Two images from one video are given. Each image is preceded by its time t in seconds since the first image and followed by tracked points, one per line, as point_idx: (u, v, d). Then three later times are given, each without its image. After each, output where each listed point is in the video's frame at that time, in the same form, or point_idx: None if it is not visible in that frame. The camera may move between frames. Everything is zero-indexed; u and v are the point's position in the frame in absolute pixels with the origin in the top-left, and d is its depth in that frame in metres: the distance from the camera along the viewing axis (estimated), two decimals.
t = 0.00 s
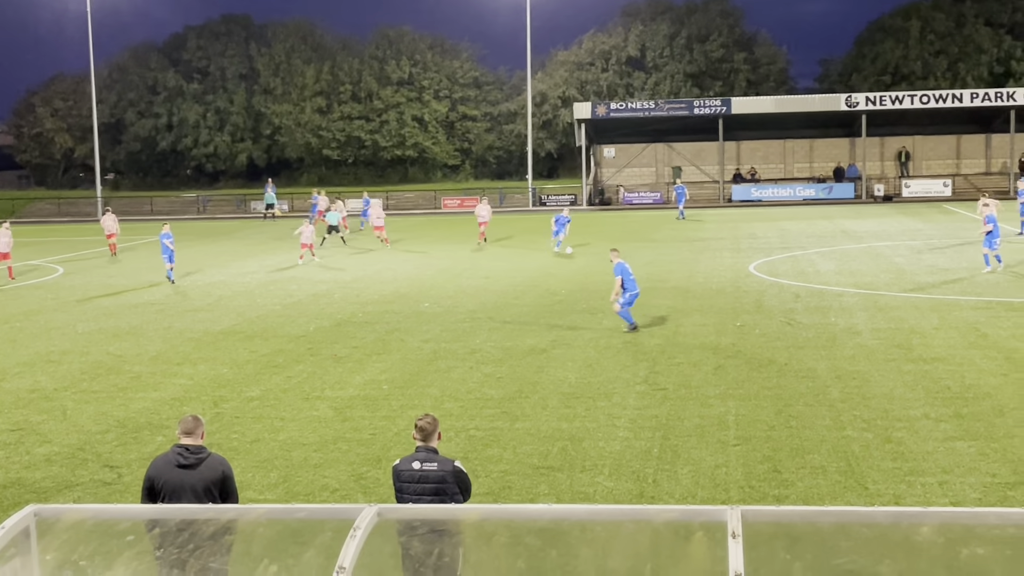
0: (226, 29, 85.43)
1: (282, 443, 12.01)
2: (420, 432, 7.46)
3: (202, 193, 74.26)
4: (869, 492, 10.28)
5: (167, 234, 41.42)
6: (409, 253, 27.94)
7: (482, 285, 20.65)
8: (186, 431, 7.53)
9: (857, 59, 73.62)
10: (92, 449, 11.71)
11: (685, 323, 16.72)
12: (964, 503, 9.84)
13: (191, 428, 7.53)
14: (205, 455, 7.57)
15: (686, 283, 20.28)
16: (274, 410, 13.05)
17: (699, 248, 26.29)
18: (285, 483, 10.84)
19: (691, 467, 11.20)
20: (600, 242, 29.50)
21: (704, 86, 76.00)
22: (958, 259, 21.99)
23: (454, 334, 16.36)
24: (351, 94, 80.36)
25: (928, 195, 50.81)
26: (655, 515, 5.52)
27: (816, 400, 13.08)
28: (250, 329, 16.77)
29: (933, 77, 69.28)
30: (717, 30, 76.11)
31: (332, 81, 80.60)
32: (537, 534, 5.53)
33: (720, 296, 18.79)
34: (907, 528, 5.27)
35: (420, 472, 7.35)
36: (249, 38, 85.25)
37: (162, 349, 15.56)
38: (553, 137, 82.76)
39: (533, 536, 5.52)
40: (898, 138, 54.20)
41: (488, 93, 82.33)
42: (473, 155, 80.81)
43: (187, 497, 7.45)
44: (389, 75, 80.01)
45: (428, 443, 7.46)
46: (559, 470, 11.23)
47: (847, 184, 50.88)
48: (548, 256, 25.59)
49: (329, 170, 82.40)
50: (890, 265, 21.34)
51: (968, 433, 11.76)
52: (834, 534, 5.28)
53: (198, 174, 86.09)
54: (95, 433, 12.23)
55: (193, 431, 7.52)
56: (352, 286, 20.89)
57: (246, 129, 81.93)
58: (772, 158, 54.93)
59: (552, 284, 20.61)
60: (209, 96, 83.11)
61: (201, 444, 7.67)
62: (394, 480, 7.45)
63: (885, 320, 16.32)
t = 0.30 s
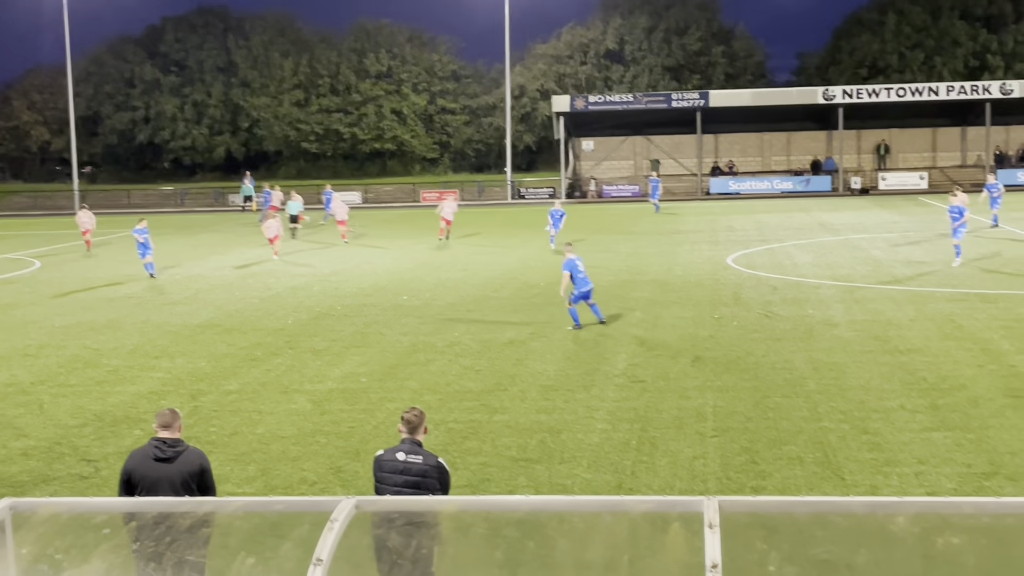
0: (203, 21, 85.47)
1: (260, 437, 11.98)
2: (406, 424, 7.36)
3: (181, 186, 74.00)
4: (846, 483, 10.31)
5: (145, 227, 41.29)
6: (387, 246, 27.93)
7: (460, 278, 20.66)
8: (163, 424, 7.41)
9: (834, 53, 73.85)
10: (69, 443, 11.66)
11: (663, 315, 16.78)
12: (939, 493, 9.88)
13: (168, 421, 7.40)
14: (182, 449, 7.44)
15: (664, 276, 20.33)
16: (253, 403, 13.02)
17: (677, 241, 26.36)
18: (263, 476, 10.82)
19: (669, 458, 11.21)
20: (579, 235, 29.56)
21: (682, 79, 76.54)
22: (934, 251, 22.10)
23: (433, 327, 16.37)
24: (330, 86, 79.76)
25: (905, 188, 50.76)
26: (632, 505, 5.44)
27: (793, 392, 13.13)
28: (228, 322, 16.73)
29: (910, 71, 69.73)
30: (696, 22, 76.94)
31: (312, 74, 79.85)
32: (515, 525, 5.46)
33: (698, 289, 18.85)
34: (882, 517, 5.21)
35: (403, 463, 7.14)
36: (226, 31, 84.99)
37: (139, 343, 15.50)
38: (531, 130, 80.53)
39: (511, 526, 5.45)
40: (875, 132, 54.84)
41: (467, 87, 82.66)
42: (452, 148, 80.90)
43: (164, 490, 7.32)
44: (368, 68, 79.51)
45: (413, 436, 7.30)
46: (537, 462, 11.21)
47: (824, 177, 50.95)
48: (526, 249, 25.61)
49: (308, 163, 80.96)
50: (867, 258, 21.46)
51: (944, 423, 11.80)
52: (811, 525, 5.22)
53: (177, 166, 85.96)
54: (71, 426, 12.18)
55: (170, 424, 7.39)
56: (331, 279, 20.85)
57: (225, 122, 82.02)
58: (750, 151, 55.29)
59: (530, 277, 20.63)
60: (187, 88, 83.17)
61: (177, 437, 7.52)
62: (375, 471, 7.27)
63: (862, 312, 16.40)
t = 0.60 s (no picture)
0: (179, 15, 84.88)
1: (237, 431, 11.93)
2: (376, 420, 6.96)
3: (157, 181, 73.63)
4: (822, 475, 10.31)
5: (121, 221, 41.03)
6: (364, 240, 27.90)
7: (438, 272, 20.65)
8: (138, 419, 7.26)
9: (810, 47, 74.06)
10: (44, 438, 11.59)
11: (640, 309, 16.84)
12: (915, 485, 9.88)
13: (143, 416, 7.28)
14: (158, 443, 7.33)
15: (642, 269, 20.37)
16: (229, 398, 12.99)
17: (654, 235, 26.42)
18: (240, 472, 10.75)
19: (646, 451, 11.22)
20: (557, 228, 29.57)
21: (659, 73, 76.44)
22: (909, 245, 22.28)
23: (411, 321, 16.38)
24: (307, 80, 79.77)
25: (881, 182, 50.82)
26: (608, 498, 5.42)
27: (770, 384, 13.20)
28: (205, 317, 16.68)
29: (885, 65, 69.62)
30: (672, 16, 76.71)
31: (288, 68, 80.20)
32: (492, 519, 5.37)
33: (675, 282, 18.90)
34: (857, 509, 5.19)
35: (376, 461, 6.90)
36: (202, 25, 84.58)
37: (116, 338, 15.45)
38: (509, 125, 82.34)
39: (487, 520, 5.36)
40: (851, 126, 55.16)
41: (444, 80, 81.71)
42: (429, 142, 81.00)
43: (140, 486, 7.21)
44: (344, 62, 79.38)
45: (383, 431, 6.98)
46: (515, 456, 11.17)
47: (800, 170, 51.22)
48: (503, 243, 25.62)
49: (284, 156, 82.00)
50: (844, 251, 21.58)
51: (918, 416, 11.85)
52: (786, 516, 5.19)
53: (151, 161, 85.23)
54: (47, 422, 12.10)
55: (145, 419, 7.26)
56: (309, 273, 20.83)
57: (200, 116, 81.54)
58: (727, 145, 55.46)
59: (507, 271, 20.63)
60: (163, 82, 82.65)
61: (153, 432, 7.41)
62: (347, 468, 7.04)
63: (838, 305, 16.48)
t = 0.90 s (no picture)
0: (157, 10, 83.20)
1: (216, 429, 11.88)
2: (333, 423, 6.84)
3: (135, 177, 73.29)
4: (800, 470, 10.34)
5: (99, 218, 40.83)
6: (343, 237, 27.88)
7: (417, 269, 20.65)
8: (116, 417, 7.05)
9: (788, 44, 74.35)
10: (21, 436, 11.53)
11: (620, 306, 16.90)
12: (891, 480, 9.93)
13: (121, 414, 7.06)
14: (136, 441, 7.13)
15: (620, 266, 20.43)
16: (208, 395, 12.95)
17: (634, 231, 26.51)
18: (218, 469, 10.69)
19: (625, 447, 11.23)
20: (536, 226, 29.63)
21: (637, 70, 76.54)
22: (886, 242, 22.51)
23: (390, 318, 16.37)
24: (285, 76, 79.86)
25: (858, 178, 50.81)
26: (587, 495, 5.32)
27: (748, 381, 13.27)
28: (183, 314, 16.62)
29: (863, 62, 69.88)
30: (651, 14, 76.54)
31: (267, 64, 79.93)
32: (471, 516, 5.32)
33: (654, 279, 18.97)
34: (835, 505, 5.16)
35: (340, 462, 6.68)
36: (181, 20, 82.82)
37: (93, 335, 15.38)
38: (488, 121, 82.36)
39: (466, 518, 5.31)
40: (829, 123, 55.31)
41: (423, 77, 82.34)
42: (408, 138, 81.40)
43: (118, 484, 7.03)
44: (324, 58, 79.72)
45: (342, 433, 6.84)
46: (495, 452, 11.15)
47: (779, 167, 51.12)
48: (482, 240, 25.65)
49: (264, 153, 81.80)
50: (822, 248, 21.72)
51: (896, 411, 11.92)
52: (764, 512, 5.18)
53: (129, 157, 85.19)
54: (23, 420, 12.02)
55: (124, 417, 7.06)
56: (288, 270, 20.77)
57: (178, 112, 81.10)
58: (705, 142, 55.59)
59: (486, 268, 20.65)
60: (141, 78, 81.75)
61: (130, 429, 7.20)
62: (305, 476, 6.69)
63: (816, 302, 16.55)
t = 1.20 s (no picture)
0: (136, 6, 82.86)
1: (196, 427, 11.83)
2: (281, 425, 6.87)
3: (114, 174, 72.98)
4: (780, 468, 10.35)
5: (78, 216, 40.62)
6: (324, 234, 27.84)
7: (397, 267, 20.65)
8: (95, 415, 7.00)
9: (769, 42, 74.49)
10: None
11: (601, 303, 16.94)
12: (871, 477, 9.96)
13: (101, 412, 7.01)
14: (116, 440, 7.08)
15: (601, 264, 20.48)
16: (188, 394, 12.91)
17: (615, 229, 26.59)
18: (198, 467, 10.63)
19: (606, 445, 11.23)
20: (518, 223, 29.67)
21: (618, 68, 76.51)
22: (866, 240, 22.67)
23: (371, 316, 16.35)
24: (266, 74, 80.08)
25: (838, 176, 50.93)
26: (568, 493, 5.30)
27: (729, 378, 13.31)
28: (163, 312, 16.55)
29: (843, 60, 70.24)
30: (632, 12, 76.36)
31: (247, 61, 80.04)
32: (453, 514, 5.29)
33: (635, 277, 19.01)
34: (813, 502, 5.14)
35: (300, 462, 6.73)
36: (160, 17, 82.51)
37: (72, 333, 15.31)
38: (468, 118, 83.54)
39: (447, 516, 5.27)
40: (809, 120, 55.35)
41: (404, 74, 82.78)
42: (389, 136, 81.62)
43: (97, 483, 6.96)
44: (305, 55, 79.69)
45: (293, 435, 6.88)
46: (476, 451, 11.14)
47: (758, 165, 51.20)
48: (463, 238, 25.66)
49: (244, 149, 81.40)
50: (802, 245, 21.83)
51: (875, 408, 11.98)
52: (744, 509, 5.15)
53: (108, 154, 85.08)
54: (2, 419, 11.95)
55: (103, 415, 7.01)
56: (267, 268, 20.74)
57: (158, 109, 80.55)
58: (686, 140, 55.59)
59: (467, 266, 20.68)
60: (120, 75, 81.36)
61: (110, 429, 7.14)
62: (266, 476, 6.62)
63: (796, 300, 16.60)
